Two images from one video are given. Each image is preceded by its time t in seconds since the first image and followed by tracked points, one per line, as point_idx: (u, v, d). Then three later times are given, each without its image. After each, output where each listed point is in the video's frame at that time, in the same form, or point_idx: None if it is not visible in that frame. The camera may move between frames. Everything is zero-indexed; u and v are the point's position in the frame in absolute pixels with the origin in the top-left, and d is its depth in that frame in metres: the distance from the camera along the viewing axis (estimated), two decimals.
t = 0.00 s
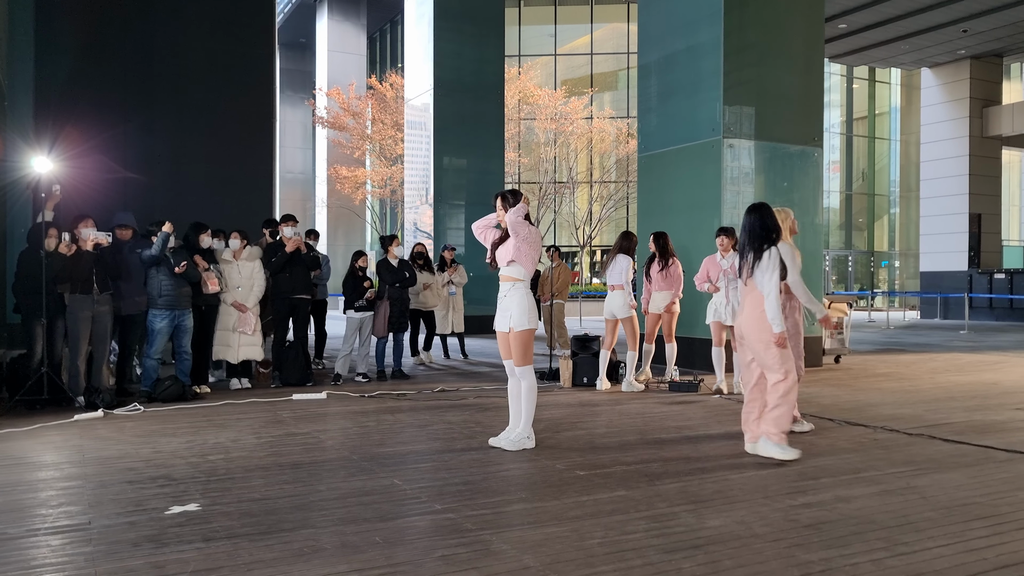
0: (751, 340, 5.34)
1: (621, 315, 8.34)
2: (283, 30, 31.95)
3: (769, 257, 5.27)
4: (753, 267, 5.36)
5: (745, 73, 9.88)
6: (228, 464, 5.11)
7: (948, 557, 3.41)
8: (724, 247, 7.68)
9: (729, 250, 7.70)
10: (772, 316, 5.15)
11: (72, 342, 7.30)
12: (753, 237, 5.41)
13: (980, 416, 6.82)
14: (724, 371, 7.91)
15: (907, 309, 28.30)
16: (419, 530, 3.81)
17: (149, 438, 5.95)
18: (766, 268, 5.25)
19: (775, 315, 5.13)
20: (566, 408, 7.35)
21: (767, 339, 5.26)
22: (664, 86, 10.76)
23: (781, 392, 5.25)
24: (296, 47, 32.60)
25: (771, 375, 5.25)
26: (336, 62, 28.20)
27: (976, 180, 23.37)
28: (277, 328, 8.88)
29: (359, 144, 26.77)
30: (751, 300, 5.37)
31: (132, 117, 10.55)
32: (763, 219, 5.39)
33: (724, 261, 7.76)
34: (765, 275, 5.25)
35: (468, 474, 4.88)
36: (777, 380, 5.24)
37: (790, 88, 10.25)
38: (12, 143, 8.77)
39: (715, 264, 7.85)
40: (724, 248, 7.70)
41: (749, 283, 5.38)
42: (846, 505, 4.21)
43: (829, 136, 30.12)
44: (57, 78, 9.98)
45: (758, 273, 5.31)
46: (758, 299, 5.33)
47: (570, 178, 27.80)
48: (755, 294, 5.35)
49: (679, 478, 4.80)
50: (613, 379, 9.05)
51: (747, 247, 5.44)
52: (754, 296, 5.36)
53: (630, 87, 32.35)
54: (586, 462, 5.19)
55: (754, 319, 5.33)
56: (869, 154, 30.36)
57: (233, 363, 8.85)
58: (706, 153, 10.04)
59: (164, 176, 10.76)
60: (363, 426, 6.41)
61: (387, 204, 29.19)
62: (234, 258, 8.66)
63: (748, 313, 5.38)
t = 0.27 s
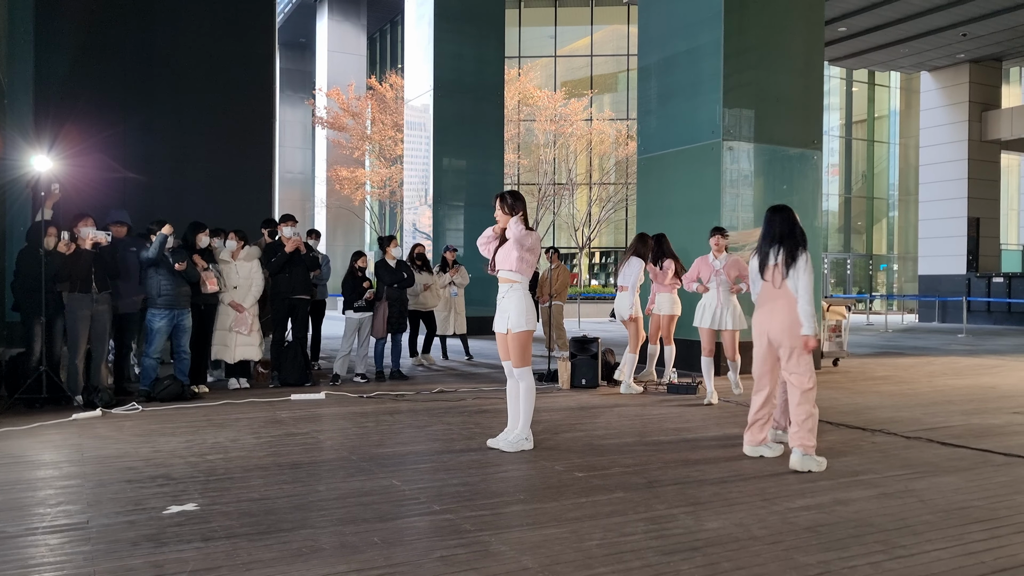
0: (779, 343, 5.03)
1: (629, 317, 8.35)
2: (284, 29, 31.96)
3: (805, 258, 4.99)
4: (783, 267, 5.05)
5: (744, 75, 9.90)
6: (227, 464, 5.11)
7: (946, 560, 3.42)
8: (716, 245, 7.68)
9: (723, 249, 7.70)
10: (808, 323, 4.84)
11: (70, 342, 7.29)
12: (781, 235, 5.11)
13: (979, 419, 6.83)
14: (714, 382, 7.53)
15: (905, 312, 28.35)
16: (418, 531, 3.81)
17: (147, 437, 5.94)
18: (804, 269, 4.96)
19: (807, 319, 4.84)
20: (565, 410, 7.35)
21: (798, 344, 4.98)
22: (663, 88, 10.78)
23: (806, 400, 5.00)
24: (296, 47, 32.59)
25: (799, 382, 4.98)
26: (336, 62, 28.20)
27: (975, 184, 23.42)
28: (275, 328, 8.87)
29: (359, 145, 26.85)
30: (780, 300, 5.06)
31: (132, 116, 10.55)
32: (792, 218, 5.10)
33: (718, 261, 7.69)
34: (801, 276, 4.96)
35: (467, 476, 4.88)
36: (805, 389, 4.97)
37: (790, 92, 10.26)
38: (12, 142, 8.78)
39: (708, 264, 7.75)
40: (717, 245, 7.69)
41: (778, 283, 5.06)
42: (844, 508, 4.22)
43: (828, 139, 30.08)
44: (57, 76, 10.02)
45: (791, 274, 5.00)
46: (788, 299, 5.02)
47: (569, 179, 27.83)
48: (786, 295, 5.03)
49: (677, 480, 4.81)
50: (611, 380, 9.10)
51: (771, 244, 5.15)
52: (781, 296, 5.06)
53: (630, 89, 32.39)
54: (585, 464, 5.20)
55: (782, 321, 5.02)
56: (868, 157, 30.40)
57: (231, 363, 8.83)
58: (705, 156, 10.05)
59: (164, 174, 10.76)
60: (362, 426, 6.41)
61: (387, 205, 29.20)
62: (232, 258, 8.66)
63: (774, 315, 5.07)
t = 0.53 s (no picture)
0: (789, 346, 4.97)
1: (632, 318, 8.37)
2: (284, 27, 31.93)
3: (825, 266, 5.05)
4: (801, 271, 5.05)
5: (744, 77, 9.89)
6: (223, 463, 5.09)
7: (944, 564, 3.41)
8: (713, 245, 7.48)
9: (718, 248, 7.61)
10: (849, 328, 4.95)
11: (68, 339, 7.26)
12: (796, 241, 5.11)
13: (977, 423, 6.82)
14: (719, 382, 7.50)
15: (903, 315, 28.38)
16: (414, 531, 3.80)
17: (144, 435, 5.92)
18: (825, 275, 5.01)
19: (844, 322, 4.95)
20: (563, 411, 7.34)
21: (807, 349, 4.97)
22: (663, 89, 10.78)
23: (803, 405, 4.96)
24: (296, 46, 32.57)
25: (802, 387, 4.95)
26: (336, 60, 28.18)
27: (974, 187, 23.43)
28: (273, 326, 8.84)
29: (358, 143, 26.90)
30: (793, 302, 5.01)
31: (131, 113, 10.52)
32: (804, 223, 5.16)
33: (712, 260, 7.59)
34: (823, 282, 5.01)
35: (464, 476, 4.87)
36: (808, 394, 4.94)
37: (789, 93, 10.25)
38: (11, 138, 8.76)
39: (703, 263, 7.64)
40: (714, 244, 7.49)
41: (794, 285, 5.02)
42: (842, 511, 4.21)
43: (828, 141, 29.86)
44: (55, 73, 10.00)
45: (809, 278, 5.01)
46: (802, 302, 5.00)
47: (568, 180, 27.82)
48: (803, 297, 5.01)
49: (675, 482, 4.80)
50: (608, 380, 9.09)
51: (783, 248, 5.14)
52: (796, 299, 5.02)
53: (630, 90, 32.39)
54: (582, 465, 5.19)
55: (796, 324, 4.98)
56: (868, 159, 30.41)
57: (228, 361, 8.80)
58: (704, 157, 10.05)
59: (163, 171, 10.73)
60: (359, 426, 6.39)
61: (386, 203, 29.18)
62: (231, 256, 8.63)
63: (785, 317, 5.00)
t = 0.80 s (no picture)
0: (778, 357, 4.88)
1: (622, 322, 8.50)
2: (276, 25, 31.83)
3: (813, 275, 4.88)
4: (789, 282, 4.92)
5: (737, 80, 9.93)
6: (213, 462, 5.07)
7: (933, 567, 3.43)
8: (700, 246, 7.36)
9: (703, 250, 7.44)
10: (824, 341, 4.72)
11: (56, 336, 7.22)
12: (785, 250, 4.97)
13: (966, 427, 6.87)
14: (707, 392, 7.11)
15: (893, 318, 28.56)
16: (406, 532, 3.80)
17: (134, 434, 5.89)
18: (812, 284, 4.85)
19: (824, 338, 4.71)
20: (554, 412, 7.35)
21: (799, 360, 4.85)
22: (657, 91, 10.80)
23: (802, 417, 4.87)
24: (289, 44, 32.49)
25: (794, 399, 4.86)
26: (329, 59, 28.11)
27: (964, 192, 23.58)
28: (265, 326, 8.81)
29: (351, 142, 26.85)
30: (782, 315, 4.89)
31: (120, 110, 10.46)
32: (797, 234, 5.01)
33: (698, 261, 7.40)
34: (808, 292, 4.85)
35: (455, 477, 4.86)
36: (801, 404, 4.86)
37: (782, 96, 10.29)
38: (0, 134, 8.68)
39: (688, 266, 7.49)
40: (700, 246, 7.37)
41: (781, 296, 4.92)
42: (831, 514, 4.22)
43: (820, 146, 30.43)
44: (44, 68, 9.84)
45: (796, 288, 4.88)
46: (790, 314, 4.87)
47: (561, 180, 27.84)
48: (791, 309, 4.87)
49: (666, 484, 4.81)
50: (600, 382, 9.09)
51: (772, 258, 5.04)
52: (785, 309, 4.89)
53: (624, 91, 32.44)
54: (574, 467, 5.19)
55: (785, 335, 4.86)
56: (859, 163, 30.57)
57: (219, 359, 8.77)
58: (697, 160, 10.07)
59: (153, 168, 10.69)
60: (351, 426, 6.38)
61: (378, 202, 29.15)
62: (222, 255, 8.58)
63: (775, 330, 4.89)
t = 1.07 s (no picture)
0: (812, 361, 4.71)
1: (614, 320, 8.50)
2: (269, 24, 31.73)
3: (834, 269, 4.75)
4: (812, 280, 4.79)
5: (730, 82, 9.95)
6: (203, 462, 5.04)
7: (923, 568, 3.43)
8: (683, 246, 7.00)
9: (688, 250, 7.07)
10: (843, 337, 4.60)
11: (45, 335, 7.17)
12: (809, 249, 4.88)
13: (956, 427, 6.90)
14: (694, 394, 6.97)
15: (884, 320, 28.69)
16: (396, 532, 3.78)
17: (123, 433, 5.85)
18: (833, 278, 4.71)
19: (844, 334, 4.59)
20: (546, 412, 7.34)
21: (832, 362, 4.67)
22: (649, 93, 10.82)
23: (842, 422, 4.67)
24: (281, 43, 32.39)
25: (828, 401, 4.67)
26: (321, 58, 28.04)
27: (955, 195, 23.71)
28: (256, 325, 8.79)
29: (343, 142, 26.79)
30: (810, 314, 4.75)
31: (111, 108, 10.42)
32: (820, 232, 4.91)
33: (681, 262, 7.12)
34: (832, 286, 4.71)
35: (446, 477, 4.85)
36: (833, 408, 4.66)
37: (774, 98, 10.32)
38: None
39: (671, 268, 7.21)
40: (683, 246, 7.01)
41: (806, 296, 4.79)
42: (823, 514, 4.23)
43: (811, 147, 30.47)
44: (32, 68, 9.83)
45: (822, 285, 4.74)
46: (819, 314, 4.72)
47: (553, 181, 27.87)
48: (817, 307, 4.73)
49: (657, 484, 4.81)
50: (592, 383, 9.09)
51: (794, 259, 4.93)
52: (811, 309, 4.76)
53: (616, 92, 32.50)
54: (565, 467, 5.19)
55: (815, 335, 4.71)
56: (850, 165, 30.72)
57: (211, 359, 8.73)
58: (690, 161, 10.08)
59: (143, 166, 10.66)
60: (342, 426, 6.36)
61: (370, 202, 29.09)
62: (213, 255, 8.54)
63: (804, 330, 4.75)
